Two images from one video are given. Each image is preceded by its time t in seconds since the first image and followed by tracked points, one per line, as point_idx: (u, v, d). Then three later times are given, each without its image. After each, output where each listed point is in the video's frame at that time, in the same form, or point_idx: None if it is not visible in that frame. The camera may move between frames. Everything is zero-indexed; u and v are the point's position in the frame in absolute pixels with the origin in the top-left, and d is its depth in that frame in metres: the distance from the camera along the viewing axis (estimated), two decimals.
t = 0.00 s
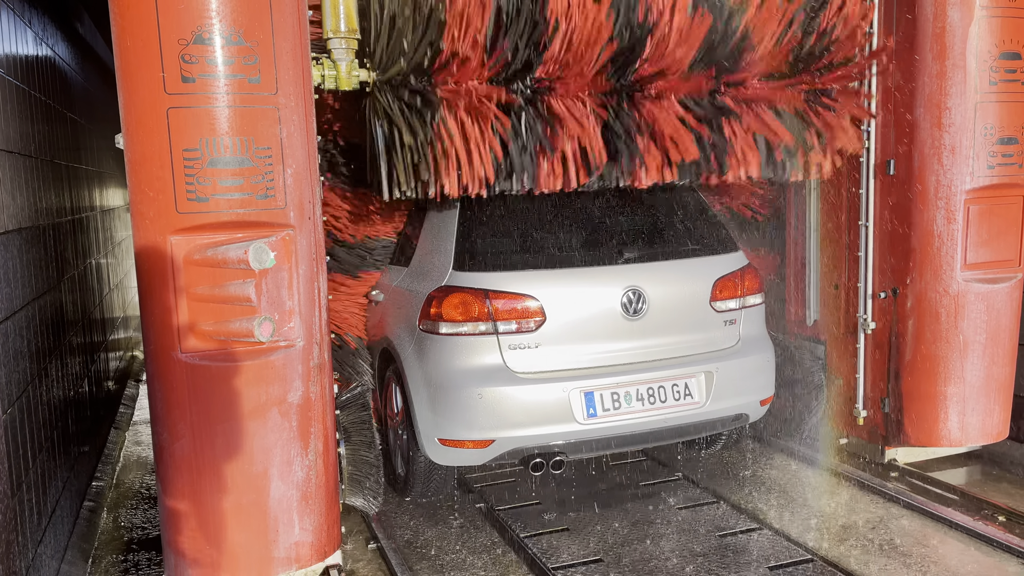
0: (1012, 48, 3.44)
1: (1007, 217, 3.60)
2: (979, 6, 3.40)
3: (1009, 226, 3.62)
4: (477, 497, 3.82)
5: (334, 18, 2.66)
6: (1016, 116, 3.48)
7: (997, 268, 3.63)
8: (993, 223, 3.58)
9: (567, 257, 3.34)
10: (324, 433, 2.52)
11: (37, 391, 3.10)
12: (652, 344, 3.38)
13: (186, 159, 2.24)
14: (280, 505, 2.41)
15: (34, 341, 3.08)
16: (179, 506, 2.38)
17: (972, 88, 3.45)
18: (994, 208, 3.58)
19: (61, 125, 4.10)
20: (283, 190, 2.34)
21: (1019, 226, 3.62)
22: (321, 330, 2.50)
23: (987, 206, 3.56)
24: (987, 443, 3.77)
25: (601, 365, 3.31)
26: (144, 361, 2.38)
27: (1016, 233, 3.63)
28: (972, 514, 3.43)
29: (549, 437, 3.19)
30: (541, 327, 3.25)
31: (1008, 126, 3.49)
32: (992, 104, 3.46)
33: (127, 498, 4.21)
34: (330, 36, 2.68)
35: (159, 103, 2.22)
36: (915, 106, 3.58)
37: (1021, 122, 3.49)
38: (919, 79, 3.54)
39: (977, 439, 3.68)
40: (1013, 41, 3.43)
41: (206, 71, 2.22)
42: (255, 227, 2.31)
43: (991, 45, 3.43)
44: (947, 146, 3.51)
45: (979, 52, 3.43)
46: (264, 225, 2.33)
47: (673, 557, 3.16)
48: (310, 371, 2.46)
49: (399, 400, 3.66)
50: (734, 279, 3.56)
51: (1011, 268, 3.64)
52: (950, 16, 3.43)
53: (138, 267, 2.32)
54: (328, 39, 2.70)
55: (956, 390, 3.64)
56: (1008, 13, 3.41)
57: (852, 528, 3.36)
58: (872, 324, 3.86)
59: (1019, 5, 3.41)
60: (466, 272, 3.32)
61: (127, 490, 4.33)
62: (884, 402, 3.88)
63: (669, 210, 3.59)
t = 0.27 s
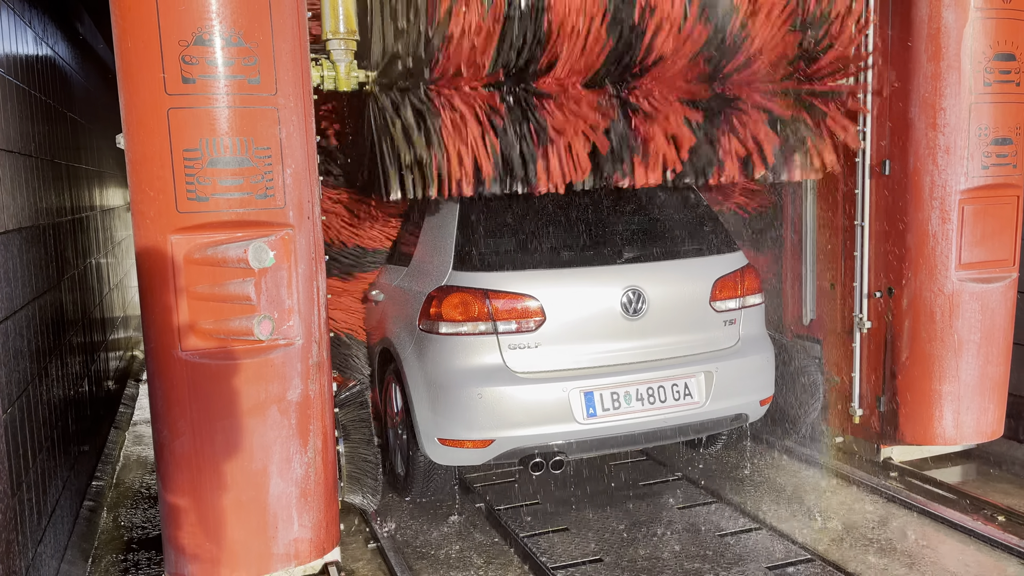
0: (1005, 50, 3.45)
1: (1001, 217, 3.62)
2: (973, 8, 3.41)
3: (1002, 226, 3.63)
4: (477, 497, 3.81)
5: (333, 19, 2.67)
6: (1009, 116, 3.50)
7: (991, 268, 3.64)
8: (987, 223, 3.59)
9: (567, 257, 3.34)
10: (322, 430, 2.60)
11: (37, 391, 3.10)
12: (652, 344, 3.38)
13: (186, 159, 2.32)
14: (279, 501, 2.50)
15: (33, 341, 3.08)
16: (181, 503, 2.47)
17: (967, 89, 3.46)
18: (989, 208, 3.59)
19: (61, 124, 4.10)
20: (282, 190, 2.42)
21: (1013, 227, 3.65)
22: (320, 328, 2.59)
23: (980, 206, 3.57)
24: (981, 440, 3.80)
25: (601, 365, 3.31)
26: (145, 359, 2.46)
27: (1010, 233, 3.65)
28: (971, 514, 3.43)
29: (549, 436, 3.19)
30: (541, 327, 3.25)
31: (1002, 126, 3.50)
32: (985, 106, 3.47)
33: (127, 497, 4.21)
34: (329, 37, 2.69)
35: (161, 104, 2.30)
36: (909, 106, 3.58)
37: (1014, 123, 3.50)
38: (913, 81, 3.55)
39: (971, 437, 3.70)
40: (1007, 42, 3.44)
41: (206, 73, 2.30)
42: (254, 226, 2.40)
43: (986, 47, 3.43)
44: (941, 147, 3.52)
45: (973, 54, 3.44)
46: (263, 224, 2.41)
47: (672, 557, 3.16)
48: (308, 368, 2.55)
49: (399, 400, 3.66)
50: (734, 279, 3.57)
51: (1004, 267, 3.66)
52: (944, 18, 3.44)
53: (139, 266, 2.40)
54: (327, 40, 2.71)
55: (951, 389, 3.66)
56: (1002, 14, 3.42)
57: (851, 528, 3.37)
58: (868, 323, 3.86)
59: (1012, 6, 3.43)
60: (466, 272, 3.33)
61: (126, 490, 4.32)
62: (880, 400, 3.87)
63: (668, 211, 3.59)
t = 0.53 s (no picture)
0: (1000, 51, 3.49)
1: (996, 218, 3.64)
2: (968, 10, 3.44)
3: (997, 227, 3.66)
4: (477, 497, 3.82)
5: (332, 21, 2.66)
6: (1003, 118, 3.53)
7: (986, 268, 3.67)
8: (983, 223, 3.62)
9: (566, 257, 3.34)
10: (322, 429, 2.62)
11: (37, 391, 3.10)
12: (652, 344, 3.38)
13: (187, 160, 2.34)
14: (279, 499, 2.52)
15: (33, 342, 3.08)
16: (181, 501, 2.49)
17: (962, 91, 3.49)
18: (984, 208, 3.62)
19: (61, 125, 4.10)
20: (282, 190, 2.44)
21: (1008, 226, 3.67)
22: (319, 327, 2.61)
23: (976, 207, 3.60)
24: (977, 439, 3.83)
25: (601, 365, 3.31)
26: (146, 358, 2.49)
27: (1005, 234, 3.68)
28: (971, 515, 3.43)
29: (549, 437, 3.19)
30: (541, 327, 3.25)
31: (997, 127, 3.53)
32: (980, 107, 3.50)
33: (127, 497, 4.21)
34: (328, 39, 2.69)
35: (161, 105, 2.32)
36: (905, 106, 3.60)
37: (1008, 124, 3.54)
38: (909, 81, 3.58)
39: (967, 436, 3.73)
40: (1002, 44, 3.48)
41: (207, 74, 2.32)
42: (254, 226, 2.42)
43: (981, 48, 3.46)
44: (937, 147, 3.55)
45: (968, 56, 3.47)
46: (263, 224, 2.43)
47: (672, 557, 3.16)
48: (308, 367, 2.56)
49: (399, 401, 3.66)
50: (734, 279, 3.57)
51: (999, 267, 3.69)
52: (939, 20, 3.46)
53: (140, 266, 2.43)
54: (326, 42, 2.71)
55: (946, 388, 3.68)
56: (996, 17, 3.46)
57: (851, 529, 3.37)
58: (864, 323, 3.88)
59: (1006, 8, 3.47)
60: (466, 272, 3.33)
61: (126, 490, 4.33)
62: (876, 399, 3.89)
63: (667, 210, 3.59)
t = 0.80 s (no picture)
0: (996, 53, 3.48)
1: (992, 218, 3.65)
2: (963, 11, 3.44)
3: (993, 227, 3.66)
4: (477, 498, 3.82)
5: (331, 22, 2.72)
6: (998, 119, 3.53)
7: (981, 269, 3.67)
8: (978, 224, 3.63)
9: (567, 257, 3.34)
10: (321, 427, 2.70)
11: (37, 392, 3.10)
12: (652, 345, 3.38)
13: (187, 160, 2.41)
14: (278, 497, 2.59)
15: (33, 342, 3.08)
16: (181, 499, 2.57)
17: (957, 92, 3.49)
18: (979, 209, 3.62)
19: (61, 125, 4.09)
20: (282, 191, 2.52)
21: (1003, 228, 3.68)
22: (319, 327, 2.69)
23: (971, 208, 3.60)
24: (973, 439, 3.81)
25: (601, 366, 3.31)
26: (147, 357, 2.56)
27: (1000, 234, 3.68)
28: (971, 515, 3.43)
29: (549, 437, 3.19)
30: (542, 328, 3.25)
31: (991, 129, 3.53)
32: (976, 108, 3.50)
33: (126, 498, 4.21)
34: (327, 41, 2.74)
35: (162, 106, 2.39)
36: (901, 108, 3.63)
37: (1003, 125, 3.54)
38: (905, 83, 3.60)
39: (961, 436, 3.72)
40: (998, 46, 3.47)
41: (207, 76, 2.39)
42: (254, 226, 2.49)
43: (976, 50, 3.47)
44: (932, 148, 3.56)
45: (963, 57, 3.47)
46: (263, 224, 2.50)
47: (672, 558, 3.16)
48: (307, 366, 2.64)
49: (399, 401, 3.66)
50: (734, 280, 3.57)
51: (995, 268, 3.68)
52: (935, 22, 3.48)
53: (142, 266, 2.50)
54: (326, 44, 2.76)
55: (941, 387, 3.69)
56: (992, 18, 3.46)
57: (852, 530, 3.37)
58: (860, 323, 3.92)
59: (1002, 10, 3.46)
60: (466, 273, 3.33)
61: (126, 491, 4.32)
62: (871, 399, 3.93)
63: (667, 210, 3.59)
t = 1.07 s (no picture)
0: (994, 55, 3.50)
1: (990, 219, 3.65)
2: (962, 13, 3.46)
3: (990, 229, 3.67)
4: (477, 499, 3.81)
5: (331, 11, 2.79)
6: (996, 121, 3.54)
7: (980, 270, 3.68)
8: (976, 225, 3.63)
9: (567, 259, 3.34)
10: (321, 427, 2.72)
11: (36, 391, 3.09)
12: (652, 346, 3.38)
13: (188, 161, 2.43)
14: (278, 496, 2.62)
15: (34, 342, 3.08)
16: (182, 498, 2.59)
17: (955, 94, 3.50)
18: (977, 211, 3.63)
19: (61, 124, 4.08)
20: (282, 191, 2.54)
21: (1001, 229, 3.69)
22: (318, 326, 2.71)
23: (969, 209, 3.60)
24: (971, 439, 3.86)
25: (601, 367, 3.31)
26: (148, 357, 2.58)
27: (998, 235, 3.69)
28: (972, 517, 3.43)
29: (549, 438, 3.19)
30: (542, 329, 3.25)
31: (989, 130, 3.54)
32: (974, 110, 3.51)
33: (126, 498, 4.21)
34: (327, 29, 2.79)
35: (163, 107, 2.41)
36: (898, 110, 3.63)
37: (1001, 126, 3.55)
38: (903, 84, 3.59)
39: (960, 436, 3.76)
40: (996, 48, 3.49)
41: (207, 77, 2.42)
42: (254, 227, 2.51)
43: (974, 52, 3.48)
44: (930, 150, 3.56)
45: (961, 59, 3.48)
46: (263, 224, 2.52)
47: (672, 559, 3.16)
48: (307, 366, 2.67)
49: (400, 402, 3.66)
50: (735, 281, 3.57)
51: (993, 269, 3.70)
52: (933, 24, 3.48)
53: (142, 266, 2.52)
54: (326, 33, 2.81)
55: (939, 389, 3.72)
56: (990, 20, 3.47)
57: (852, 531, 3.37)
58: (859, 324, 3.91)
59: (1000, 12, 3.48)
60: (466, 273, 3.33)
61: (126, 491, 4.32)
62: (870, 400, 3.93)
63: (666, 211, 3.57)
